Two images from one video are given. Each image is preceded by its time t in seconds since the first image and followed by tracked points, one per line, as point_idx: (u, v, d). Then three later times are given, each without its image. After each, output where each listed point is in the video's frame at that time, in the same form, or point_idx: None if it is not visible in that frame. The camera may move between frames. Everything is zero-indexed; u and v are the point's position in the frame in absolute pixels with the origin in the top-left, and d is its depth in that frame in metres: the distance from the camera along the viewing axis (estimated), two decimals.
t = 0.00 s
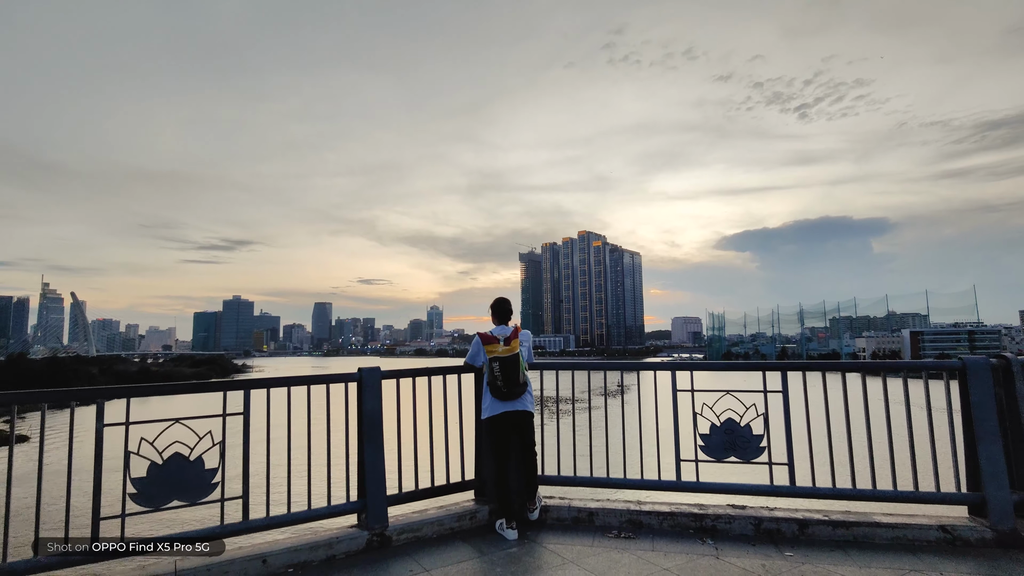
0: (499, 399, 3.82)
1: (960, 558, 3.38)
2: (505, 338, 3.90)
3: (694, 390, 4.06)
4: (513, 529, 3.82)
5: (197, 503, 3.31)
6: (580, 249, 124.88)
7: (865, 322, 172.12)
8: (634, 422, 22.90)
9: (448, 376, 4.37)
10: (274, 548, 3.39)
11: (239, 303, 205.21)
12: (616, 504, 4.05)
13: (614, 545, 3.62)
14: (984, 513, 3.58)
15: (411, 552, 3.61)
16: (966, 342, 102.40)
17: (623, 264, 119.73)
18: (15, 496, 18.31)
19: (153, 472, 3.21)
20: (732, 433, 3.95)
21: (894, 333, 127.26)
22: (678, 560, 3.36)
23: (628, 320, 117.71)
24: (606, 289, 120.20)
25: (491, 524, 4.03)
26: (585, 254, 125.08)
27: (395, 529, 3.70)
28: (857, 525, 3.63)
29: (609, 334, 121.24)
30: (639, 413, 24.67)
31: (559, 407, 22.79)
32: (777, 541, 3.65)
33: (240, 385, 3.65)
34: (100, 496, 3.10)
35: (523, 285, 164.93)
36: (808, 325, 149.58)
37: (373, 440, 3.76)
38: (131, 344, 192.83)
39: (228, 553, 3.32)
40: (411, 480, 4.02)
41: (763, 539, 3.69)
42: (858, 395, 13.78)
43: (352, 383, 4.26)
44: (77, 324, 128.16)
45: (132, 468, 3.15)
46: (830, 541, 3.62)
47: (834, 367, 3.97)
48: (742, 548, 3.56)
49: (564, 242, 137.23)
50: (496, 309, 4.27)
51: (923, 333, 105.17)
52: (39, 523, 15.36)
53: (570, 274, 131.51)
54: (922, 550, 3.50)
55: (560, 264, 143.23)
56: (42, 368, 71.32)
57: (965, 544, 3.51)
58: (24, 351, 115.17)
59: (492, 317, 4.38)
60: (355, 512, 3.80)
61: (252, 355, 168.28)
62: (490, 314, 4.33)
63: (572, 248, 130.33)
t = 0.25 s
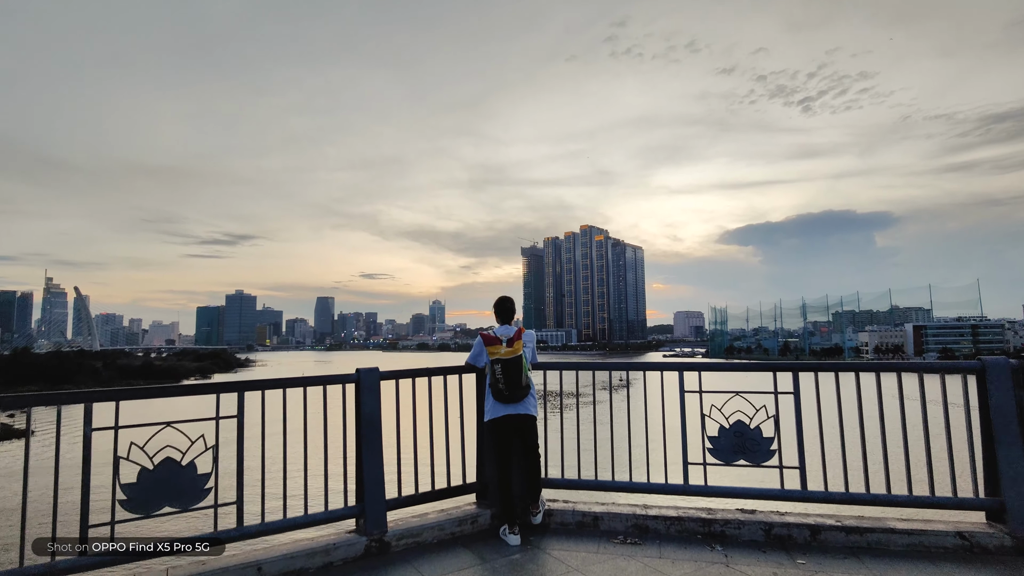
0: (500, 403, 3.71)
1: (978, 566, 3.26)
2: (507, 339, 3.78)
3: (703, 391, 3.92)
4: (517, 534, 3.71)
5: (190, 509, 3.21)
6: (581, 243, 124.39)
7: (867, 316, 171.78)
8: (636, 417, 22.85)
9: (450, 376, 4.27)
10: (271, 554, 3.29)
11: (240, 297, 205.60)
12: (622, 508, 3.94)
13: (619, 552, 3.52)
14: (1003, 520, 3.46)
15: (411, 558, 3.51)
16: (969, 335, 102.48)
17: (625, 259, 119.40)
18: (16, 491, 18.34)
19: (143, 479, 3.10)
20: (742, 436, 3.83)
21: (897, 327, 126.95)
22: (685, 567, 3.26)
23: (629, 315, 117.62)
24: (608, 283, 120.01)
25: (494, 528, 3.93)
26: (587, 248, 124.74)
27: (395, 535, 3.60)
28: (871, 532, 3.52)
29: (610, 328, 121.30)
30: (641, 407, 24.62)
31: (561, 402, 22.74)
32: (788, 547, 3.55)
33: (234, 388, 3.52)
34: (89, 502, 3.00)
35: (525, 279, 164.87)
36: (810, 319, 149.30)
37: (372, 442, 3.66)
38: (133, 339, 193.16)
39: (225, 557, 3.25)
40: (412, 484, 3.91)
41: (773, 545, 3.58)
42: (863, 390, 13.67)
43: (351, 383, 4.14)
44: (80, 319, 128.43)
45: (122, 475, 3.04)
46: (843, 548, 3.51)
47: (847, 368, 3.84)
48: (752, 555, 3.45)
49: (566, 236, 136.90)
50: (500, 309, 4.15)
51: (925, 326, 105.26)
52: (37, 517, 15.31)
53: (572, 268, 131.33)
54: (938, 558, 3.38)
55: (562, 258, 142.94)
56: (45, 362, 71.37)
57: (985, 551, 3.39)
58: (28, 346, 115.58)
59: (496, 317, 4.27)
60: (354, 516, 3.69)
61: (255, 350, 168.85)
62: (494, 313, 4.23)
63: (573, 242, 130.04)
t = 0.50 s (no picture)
0: (502, 406, 3.59)
1: None
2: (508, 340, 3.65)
3: (712, 392, 3.78)
4: (519, 541, 3.59)
5: (179, 517, 3.09)
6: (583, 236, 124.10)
7: (870, 309, 171.65)
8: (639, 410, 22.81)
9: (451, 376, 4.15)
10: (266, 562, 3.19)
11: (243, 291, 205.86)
12: (628, 513, 3.82)
13: (625, 560, 3.39)
14: None
15: (410, 566, 3.39)
16: (972, 329, 102.49)
17: (628, 252, 119.03)
18: (18, 484, 18.33)
19: (129, 486, 2.98)
20: (753, 439, 3.70)
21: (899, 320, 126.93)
22: None
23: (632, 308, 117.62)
24: (610, 276, 119.85)
25: (495, 534, 3.81)
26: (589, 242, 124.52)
27: (393, 542, 3.49)
28: (888, 540, 3.40)
29: (613, 322, 121.40)
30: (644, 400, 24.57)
31: (564, 395, 22.71)
32: (801, 555, 3.42)
33: (226, 391, 3.40)
34: (73, 512, 2.88)
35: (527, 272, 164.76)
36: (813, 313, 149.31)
37: (369, 446, 3.54)
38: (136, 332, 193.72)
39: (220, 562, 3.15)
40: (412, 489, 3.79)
41: (785, 553, 3.46)
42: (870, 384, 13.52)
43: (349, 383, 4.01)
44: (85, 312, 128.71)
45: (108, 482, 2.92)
46: (859, 556, 3.39)
47: (863, 369, 3.70)
48: (763, 564, 3.33)
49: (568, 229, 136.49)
50: (502, 307, 4.02)
51: (928, 320, 105.28)
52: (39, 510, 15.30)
53: (574, 262, 131.15)
54: (957, 566, 3.26)
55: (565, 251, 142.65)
56: (49, 355, 71.53)
57: (1006, 560, 3.27)
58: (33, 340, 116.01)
59: (498, 316, 4.14)
60: (352, 523, 3.57)
61: (258, 343, 169.37)
62: (496, 312, 4.10)
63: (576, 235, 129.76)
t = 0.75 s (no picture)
0: (505, 408, 3.46)
1: None
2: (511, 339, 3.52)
3: (722, 394, 3.64)
4: (523, 548, 3.46)
5: (171, 524, 2.99)
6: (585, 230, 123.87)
7: (874, 303, 171.82)
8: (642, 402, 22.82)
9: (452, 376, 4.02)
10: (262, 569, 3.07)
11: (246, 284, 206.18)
12: (635, 518, 3.69)
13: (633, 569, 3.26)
14: None
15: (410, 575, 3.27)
16: (975, 322, 102.37)
17: (630, 245, 118.66)
18: (22, 477, 18.34)
19: (119, 492, 2.88)
20: (764, 441, 3.57)
21: (903, 313, 126.95)
22: None
23: (634, 301, 117.74)
24: (612, 270, 119.63)
25: (498, 539, 3.69)
26: (591, 235, 124.28)
27: (391, 548, 3.37)
28: (905, 547, 3.26)
29: (614, 315, 121.44)
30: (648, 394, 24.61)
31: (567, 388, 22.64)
32: (816, 564, 3.29)
33: (215, 394, 3.25)
34: (56, 520, 2.78)
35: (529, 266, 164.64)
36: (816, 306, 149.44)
37: (366, 449, 3.42)
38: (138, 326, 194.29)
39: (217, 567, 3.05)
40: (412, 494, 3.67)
41: (800, 560, 3.34)
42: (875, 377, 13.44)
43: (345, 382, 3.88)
44: (88, 306, 129.29)
45: (95, 489, 2.82)
46: (875, 565, 3.26)
47: (879, 368, 3.57)
48: (777, 572, 3.20)
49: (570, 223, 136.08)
50: (505, 305, 3.89)
51: (932, 313, 105.14)
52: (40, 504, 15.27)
53: (576, 255, 131.00)
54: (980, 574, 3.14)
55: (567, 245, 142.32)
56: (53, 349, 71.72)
57: None
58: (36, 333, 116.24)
59: (499, 314, 4.01)
60: (349, 529, 3.43)
61: (261, 337, 170.02)
62: (497, 309, 3.97)
63: (578, 229, 129.42)
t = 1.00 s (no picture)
0: (506, 409, 3.33)
1: None
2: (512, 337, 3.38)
3: (733, 395, 3.48)
4: (525, 554, 3.33)
5: (156, 531, 2.85)
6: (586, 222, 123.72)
7: (874, 297, 171.97)
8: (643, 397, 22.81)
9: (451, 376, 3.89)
10: None
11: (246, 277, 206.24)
12: (641, 522, 3.56)
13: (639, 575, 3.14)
14: None
15: None
16: (976, 314, 102.57)
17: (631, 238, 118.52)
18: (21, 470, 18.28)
19: (100, 499, 2.74)
20: (776, 443, 3.42)
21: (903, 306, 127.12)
22: None
23: (634, 294, 117.73)
24: (613, 263, 119.53)
25: (499, 544, 3.56)
26: (591, 227, 124.11)
27: (389, 554, 3.25)
28: (923, 553, 3.14)
29: (615, 308, 121.49)
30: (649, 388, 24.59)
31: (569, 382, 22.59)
32: (830, 570, 3.17)
33: (202, 393, 3.07)
34: (35, 528, 2.64)
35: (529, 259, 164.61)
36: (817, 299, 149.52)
37: (361, 450, 3.28)
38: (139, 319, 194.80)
39: None
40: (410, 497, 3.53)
41: (813, 566, 3.21)
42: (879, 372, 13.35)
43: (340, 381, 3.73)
44: (88, 298, 129.45)
45: (73, 497, 2.68)
46: (893, 571, 3.13)
47: (895, 368, 3.44)
48: None
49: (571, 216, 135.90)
50: (506, 302, 3.75)
51: (933, 306, 105.27)
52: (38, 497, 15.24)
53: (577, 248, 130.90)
54: None
55: (567, 238, 142.14)
56: (55, 341, 71.88)
57: None
58: (37, 325, 116.38)
59: (500, 311, 3.87)
60: (346, 533, 3.30)
61: (262, 330, 170.23)
62: (497, 305, 3.84)
63: (579, 222, 129.27)
